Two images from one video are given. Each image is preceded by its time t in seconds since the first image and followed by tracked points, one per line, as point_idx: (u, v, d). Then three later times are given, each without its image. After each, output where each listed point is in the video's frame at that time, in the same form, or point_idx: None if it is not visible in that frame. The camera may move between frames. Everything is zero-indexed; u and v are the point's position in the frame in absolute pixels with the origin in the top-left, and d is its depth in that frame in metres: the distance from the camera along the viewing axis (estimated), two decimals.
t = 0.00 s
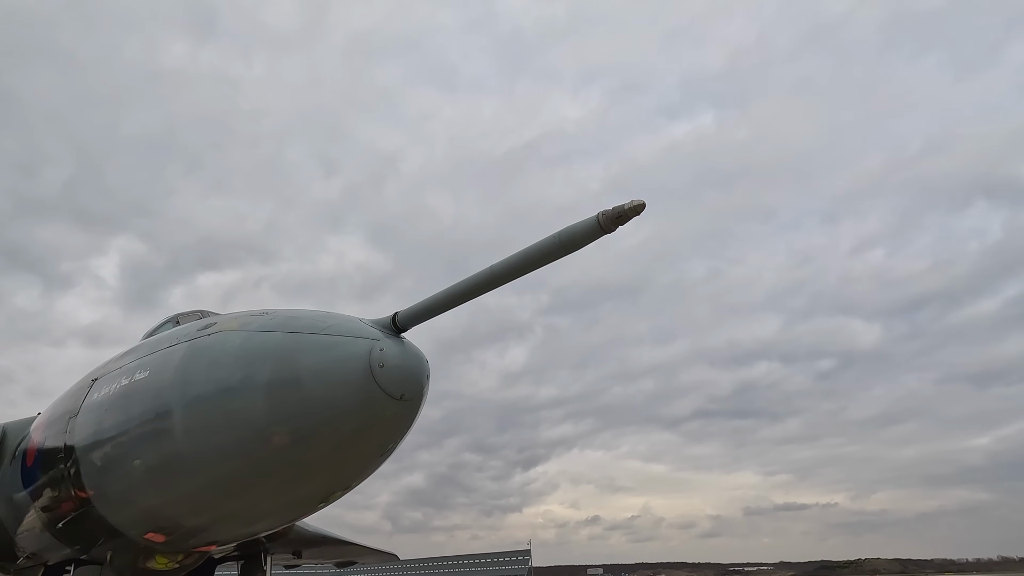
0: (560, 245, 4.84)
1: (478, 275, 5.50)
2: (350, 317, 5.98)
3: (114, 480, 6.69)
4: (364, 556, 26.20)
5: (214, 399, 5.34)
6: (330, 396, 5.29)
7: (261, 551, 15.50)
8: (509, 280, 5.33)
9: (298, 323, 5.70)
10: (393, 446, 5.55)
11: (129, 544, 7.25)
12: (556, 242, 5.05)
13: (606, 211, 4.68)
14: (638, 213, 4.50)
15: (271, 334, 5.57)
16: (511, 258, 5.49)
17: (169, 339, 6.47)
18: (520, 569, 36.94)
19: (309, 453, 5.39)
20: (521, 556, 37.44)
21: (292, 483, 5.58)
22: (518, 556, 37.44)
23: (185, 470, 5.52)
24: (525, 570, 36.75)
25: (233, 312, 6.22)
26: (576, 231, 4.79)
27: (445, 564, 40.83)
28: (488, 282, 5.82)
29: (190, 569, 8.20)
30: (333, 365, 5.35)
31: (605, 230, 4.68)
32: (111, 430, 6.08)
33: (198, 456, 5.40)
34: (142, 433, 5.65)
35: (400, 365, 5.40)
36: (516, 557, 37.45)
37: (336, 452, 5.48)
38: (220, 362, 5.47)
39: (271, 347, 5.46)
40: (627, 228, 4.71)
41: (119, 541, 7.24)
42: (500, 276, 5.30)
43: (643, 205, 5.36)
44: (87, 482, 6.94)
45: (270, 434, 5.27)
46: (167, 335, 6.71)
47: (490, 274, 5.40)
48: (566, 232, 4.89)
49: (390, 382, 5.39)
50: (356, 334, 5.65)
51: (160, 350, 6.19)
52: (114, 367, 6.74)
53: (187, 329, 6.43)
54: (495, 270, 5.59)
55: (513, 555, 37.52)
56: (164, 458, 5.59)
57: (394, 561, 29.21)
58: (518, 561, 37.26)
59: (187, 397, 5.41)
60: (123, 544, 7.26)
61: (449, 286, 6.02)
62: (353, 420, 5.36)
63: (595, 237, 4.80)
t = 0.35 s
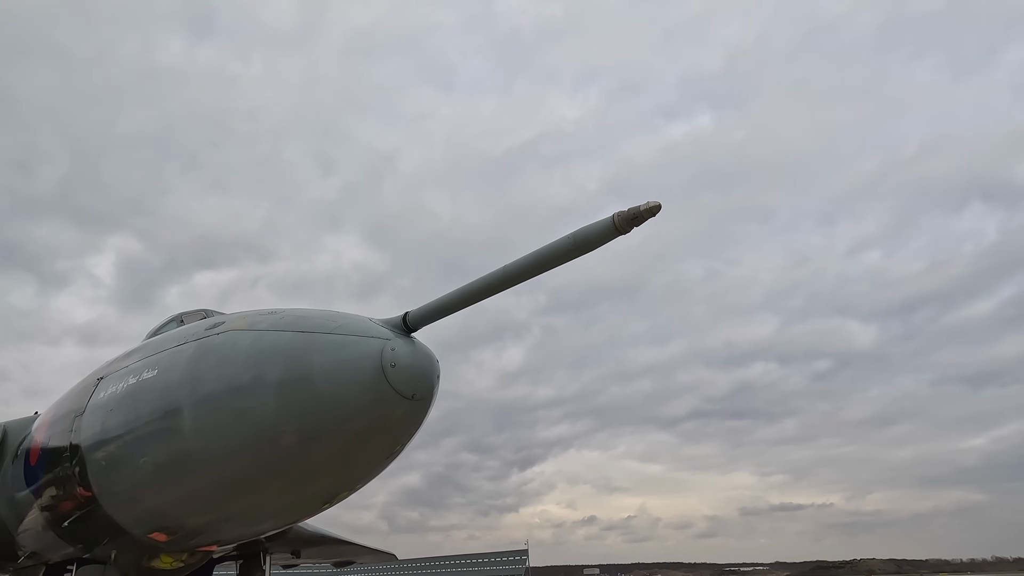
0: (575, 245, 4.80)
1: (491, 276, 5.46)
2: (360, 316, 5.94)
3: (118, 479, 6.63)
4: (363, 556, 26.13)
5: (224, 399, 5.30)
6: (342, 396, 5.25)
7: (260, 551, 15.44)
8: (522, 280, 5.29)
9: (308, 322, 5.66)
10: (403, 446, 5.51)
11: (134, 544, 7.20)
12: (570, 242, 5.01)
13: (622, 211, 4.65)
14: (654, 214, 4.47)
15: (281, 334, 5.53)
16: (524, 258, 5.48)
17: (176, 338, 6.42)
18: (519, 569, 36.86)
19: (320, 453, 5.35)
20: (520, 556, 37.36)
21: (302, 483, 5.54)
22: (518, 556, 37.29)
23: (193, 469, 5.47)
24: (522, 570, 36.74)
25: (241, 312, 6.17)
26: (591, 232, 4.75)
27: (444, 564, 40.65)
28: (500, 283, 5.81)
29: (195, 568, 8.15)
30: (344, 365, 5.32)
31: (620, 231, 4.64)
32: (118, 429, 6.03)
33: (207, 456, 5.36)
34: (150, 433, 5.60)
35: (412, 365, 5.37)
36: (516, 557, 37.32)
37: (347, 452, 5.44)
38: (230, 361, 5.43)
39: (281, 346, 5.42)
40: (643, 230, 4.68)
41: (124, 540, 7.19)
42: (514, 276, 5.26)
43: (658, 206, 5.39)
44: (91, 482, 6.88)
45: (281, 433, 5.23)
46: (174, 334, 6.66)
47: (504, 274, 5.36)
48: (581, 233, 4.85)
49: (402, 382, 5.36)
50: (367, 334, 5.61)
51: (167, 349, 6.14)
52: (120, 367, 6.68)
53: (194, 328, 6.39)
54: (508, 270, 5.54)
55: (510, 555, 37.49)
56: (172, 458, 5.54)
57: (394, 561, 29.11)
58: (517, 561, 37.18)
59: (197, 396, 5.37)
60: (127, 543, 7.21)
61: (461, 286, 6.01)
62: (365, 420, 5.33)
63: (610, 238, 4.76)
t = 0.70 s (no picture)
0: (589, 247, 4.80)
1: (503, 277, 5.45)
2: (370, 317, 5.93)
3: (124, 479, 6.59)
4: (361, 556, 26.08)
5: (236, 399, 5.28)
6: (354, 396, 5.23)
7: (260, 551, 15.41)
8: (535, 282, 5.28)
9: (319, 323, 5.64)
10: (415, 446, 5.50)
11: (140, 543, 7.17)
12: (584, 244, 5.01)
13: (637, 214, 4.65)
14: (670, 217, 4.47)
15: (293, 334, 5.51)
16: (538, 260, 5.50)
17: (184, 338, 6.39)
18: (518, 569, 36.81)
19: (332, 452, 5.34)
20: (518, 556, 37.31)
21: (313, 482, 5.52)
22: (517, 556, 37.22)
23: (204, 470, 5.45)
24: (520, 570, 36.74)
25: (251, 312, 6.15)
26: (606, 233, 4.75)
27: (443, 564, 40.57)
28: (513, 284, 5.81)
29: (200, 567, 8.13)
30: (357, 365, 5.30)
31: (636, 233, 4.64)
32: (126, 429, 6.01)
33: (218, 456, 5.33)
34: (159, 432, 5.57)
35: (425, 365, 5.36)
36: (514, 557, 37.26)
37: (358, 452, 5.42)
38: (241, 361, 5.41)
39: (293, 347, 5.40)
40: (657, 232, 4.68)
41: (130, 539, 7.16)
42: (527, 277, 5.25)
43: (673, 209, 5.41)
44: (97, 481, 6.85)
45: (293, 433, 5.21)
46: (182, 334, 6.63)
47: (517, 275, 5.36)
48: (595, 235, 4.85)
49: (414, 382, 5.34)
50: (379, 334, 5.59)
51: (176, 349, 6.12)
52: (129, 366, 6.66)
53: (203, 328, 6.36)
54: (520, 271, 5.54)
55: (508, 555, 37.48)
56: (182, 459, 5.51)
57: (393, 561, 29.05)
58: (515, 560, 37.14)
59: (208, 396, 5.35)
60: (134, 542, 7.18)
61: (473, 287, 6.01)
62: (377, 420, 5.31)
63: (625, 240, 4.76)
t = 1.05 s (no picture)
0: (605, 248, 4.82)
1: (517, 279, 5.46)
2: (381, 317, 5.91)
3: (131, 479, 6.55)
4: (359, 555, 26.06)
5: (248, 398, 5.26)
6: (367, 396, 5.22)
7: (259, 550, 15.36)
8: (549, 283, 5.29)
9: (331, 323, 5.62)
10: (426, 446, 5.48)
11: (145, 541, 7.13)
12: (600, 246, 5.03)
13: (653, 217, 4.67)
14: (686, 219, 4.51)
15: (304, 334, 5.49)
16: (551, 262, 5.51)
17: (193, 337, 6.36)
18: (515, 569, 36.78)
19: (344, 452, 5.32)
20: (515, 556, 37.29)
21: (324, 482, 5.49)
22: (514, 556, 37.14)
23: (214, 470, 5.42)
24: (517, 570, 36.74)
25: (260, 312, 6.12)
26: (622, 235, 4.77)
27: (440, 563, 40.54)
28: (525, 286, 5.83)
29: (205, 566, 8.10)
30: (370, 365, 5.28)
31: (652, 235, 4.66)
32: (134, 428, 5.97)
33: (230, 455, 5.31)
34: (169, 432, 5.54)
35: (438, 365, 5.35)
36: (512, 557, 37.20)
37: (370, 451, 5.40)
38: (253, 360, 5.39)
39: (304, 347, 5.38)
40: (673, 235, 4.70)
41: (136, 538, 7.12)
42: (541, 279, 5.26)
43: (688, 213, 5.43)
44: (103, 480, 6.81)
45: (306, 433, 5.19)
46: (190, 333, 6.60)
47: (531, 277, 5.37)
48: (611, 237, 4.87)
49: (427, 382, 5.33)
50: (391, 334, 5.58)
51: (185, 348, 6.09)
52: (137, 365, 6.63)
53: (212, 327, 6.33)
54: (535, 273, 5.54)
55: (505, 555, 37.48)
56: (192, 458, 5.47)
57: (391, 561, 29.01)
58: (512, 560, 37.11)
59: (219, 395, 5.33)
60: (140, 541, 7.15)
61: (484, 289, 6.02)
62: (390, 419, 5.30)
63: (640, 242, 4.78)
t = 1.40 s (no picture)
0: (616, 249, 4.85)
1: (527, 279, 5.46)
2: (389, 317, 5.88)
3: (135, 479, 6.50)
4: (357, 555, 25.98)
5: (256, 398, 5.23)
6: (376, 396, 5.20)
7: (258, 550, 15.29)
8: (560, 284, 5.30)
9: (339, 323, 5.60)
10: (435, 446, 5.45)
11: (148, 541, 7.09)
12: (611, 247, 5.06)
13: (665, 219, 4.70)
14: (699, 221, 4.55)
15: (313, 334, 5.47)
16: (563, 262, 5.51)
17: (199, 337, 6.33)
18: (512, 569, 36.74)
19: (352, 452, 5.29)
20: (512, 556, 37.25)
21: (332, 483, 5.46)
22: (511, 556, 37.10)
23: (221, 470, 5.38)
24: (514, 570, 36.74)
25: (267, 311, 6.10)
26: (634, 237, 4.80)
27: (437, 563, 40.48)
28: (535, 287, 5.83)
29: (208, 566, 8.06)
30: (379, 365, 5.26)
31: (663, 237, 4.70)
32: (140, 427, 5.93)
33: (237, 455, 5.27)
34: (176, 432, 5.51)
35: (447, 365, 5.33)
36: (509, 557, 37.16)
37: (379, 452, 5.37)
38: (261, 360, 5.36)
39: (313, 347, 5.36)
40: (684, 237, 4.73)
41: (139, 538, 7.08)
42: (552, 279, 5.27)
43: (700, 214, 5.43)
44: (107, 480, 6.77)
45: (314, 433, 5.16)
46: (196, 333, 6.57)
47: (541, 277, 5.39)
48: (622, 238, 4.90)
49: (436, 382, 5.31)
50: (399, 334, 5.56)
51: (191, 348, 6.06)
52: (142, 365, 6.60)
53: (218, 327, 6.31)
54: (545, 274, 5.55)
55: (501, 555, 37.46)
56: (199, 459, 5.44)
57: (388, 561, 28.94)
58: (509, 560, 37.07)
59: (227, 395, 5.30)
60: (143, 541, 7.11)
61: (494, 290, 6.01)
62: (399, 419, 5.27)
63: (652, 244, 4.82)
